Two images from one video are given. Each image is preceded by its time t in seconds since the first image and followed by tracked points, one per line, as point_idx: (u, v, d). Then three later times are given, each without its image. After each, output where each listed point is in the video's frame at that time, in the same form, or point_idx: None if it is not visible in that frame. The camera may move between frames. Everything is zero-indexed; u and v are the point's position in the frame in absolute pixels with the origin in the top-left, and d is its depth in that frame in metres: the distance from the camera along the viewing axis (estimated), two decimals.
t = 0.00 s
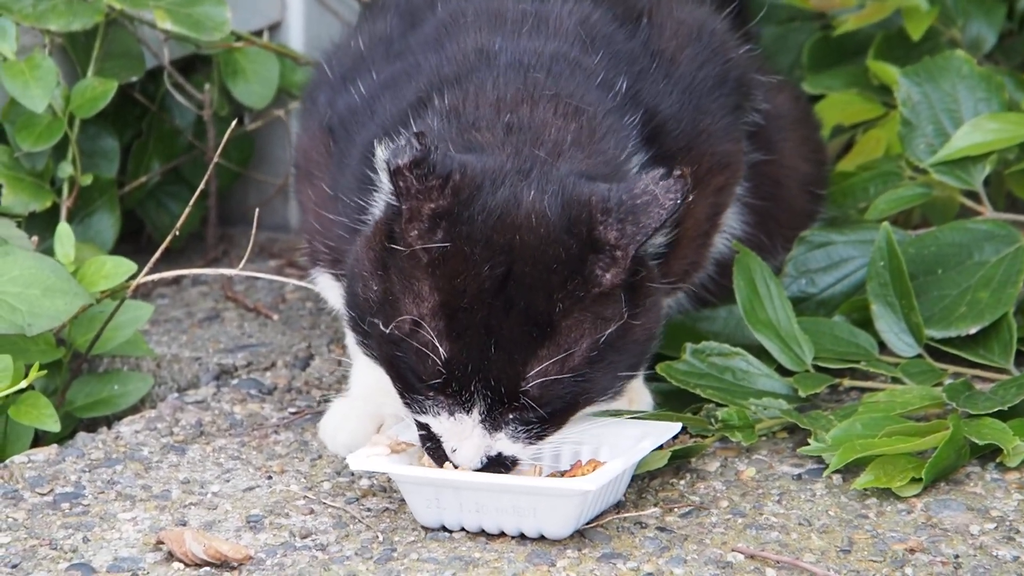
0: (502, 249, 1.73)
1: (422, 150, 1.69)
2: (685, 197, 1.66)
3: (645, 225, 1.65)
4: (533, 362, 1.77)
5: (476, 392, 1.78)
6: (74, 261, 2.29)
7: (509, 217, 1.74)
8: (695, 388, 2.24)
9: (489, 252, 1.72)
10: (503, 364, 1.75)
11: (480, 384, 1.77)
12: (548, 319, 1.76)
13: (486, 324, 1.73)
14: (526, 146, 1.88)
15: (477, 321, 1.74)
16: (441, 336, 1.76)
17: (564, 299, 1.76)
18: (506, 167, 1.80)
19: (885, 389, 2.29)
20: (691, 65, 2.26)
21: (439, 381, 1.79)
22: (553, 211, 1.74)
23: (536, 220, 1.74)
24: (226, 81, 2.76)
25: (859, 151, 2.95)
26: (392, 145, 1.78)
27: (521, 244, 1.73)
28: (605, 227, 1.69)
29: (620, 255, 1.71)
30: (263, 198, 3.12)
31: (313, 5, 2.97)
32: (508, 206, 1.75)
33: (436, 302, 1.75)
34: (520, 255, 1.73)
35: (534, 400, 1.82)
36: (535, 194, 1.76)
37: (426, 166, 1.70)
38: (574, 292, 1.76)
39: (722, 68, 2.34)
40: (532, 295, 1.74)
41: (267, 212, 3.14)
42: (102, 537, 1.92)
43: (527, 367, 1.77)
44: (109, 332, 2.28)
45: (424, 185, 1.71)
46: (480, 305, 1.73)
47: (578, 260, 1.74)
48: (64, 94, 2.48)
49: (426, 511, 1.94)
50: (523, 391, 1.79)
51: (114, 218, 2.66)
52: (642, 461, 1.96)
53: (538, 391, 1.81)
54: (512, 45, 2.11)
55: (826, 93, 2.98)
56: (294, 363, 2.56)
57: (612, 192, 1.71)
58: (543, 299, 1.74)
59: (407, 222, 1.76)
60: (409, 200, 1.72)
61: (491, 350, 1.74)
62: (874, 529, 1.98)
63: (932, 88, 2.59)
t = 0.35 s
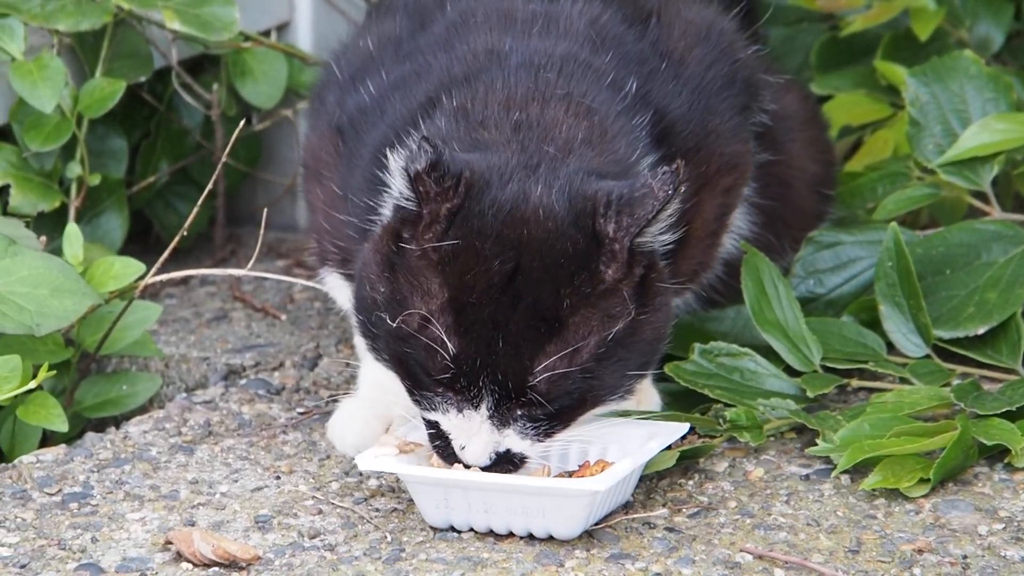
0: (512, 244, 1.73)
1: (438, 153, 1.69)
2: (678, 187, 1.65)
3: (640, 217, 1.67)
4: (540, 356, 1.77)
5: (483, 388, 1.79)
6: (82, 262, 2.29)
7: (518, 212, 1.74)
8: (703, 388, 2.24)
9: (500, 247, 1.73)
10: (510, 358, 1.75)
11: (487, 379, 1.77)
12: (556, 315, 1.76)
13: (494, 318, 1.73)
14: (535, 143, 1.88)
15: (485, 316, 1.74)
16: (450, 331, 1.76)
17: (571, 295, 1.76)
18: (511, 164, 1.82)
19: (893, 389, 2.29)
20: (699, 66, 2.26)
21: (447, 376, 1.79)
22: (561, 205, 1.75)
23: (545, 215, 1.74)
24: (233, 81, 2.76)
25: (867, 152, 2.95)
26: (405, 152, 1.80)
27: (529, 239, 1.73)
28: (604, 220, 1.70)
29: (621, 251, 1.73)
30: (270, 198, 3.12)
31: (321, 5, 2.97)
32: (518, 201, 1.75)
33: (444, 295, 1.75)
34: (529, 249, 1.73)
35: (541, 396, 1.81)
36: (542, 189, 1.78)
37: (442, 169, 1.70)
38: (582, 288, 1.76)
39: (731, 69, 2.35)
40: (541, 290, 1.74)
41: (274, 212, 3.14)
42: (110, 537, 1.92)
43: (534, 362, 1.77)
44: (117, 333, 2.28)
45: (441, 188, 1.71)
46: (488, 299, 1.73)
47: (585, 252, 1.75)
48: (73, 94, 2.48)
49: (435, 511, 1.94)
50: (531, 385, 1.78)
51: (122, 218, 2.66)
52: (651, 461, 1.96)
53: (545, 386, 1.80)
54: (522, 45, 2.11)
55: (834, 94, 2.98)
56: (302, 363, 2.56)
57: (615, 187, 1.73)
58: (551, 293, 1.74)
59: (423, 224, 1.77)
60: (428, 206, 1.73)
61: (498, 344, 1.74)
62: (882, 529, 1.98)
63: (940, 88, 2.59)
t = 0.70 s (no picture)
0: (528, 242, 1.73)
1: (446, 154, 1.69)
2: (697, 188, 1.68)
3: (655, 218, 1.67)
4: (561, 351, 1.77)
5: (505, 382, 1.78)
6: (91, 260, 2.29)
7: (531, 211, 1.74)
8: (712, 386, 2.24)
9: (515, 246, 1.73)
10: (532, 352, 1.75)
11: (510, 374, 1.77)
12: (574, 310, 1.76)
13: (512, 314, 1.73)
14: (539, 150, 1.88)
15: (503, 314, 1.73)
16: (469, 327, 1.75)
17: (589, 291, 1.77)
18: (518, 168, 1.82)
19: (902, 387, 2.29)
20: (707, 64, 2.26)
21: (468, 373, 1.78)
22: (575, 206, 1.76)
23: (559, 215, 1.75)
24: (242, 79, 2.77)
25: (876, 150, 2.95)
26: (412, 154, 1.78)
27: (544, 238, 1.73)
28: (619, 223, 1.71)
29: (637, 252, 1.74)
30: (278, 196, 3.13)
31: (329, 4, 2.97)
32: (529, 202, 1.76)
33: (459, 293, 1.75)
34: (546, 246, 1.73)
35: (565, 391, 1.82)
36: (553, 193, 1.78)
37: (450, 171, 1.69)
38: (598, 286, 1.77)
39: (739, 66, 2.35)
40: (558, 286, 1.74)
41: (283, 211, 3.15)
42: (119, 535, 1.92)
43: (555, 359, 1.77)
44: (126, 330, 2.29)
45: (449, 190, 1.71)
46: (506, 296, 1.73)
47: (601, 254, 1.75)
48: (81, 92, 2.48)
49: (443, 508, 1.94)
50: (553, 381, 1.79)
51: (131, 216, 2.66)
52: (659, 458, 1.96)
53: (566, 381, 1.81)
54: (527, 47, 2.12)
55: (843, 92, 2.99)
56: (311, 361, 2.56)
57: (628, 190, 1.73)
58: (569, 290, 1.75)
59: (434, 227, 1.76)
60: (436, 207, 1.73)
61: (519, 340, 1.74)
62: (890, 526, 1.98)
63: (948, 87, 2.59)
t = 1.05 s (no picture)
0: (508, 244, 1.71)
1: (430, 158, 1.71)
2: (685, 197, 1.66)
3: (641, 225, 1.67)
4: (536, 348, 1.75)
5: (475, 373, 1.77)
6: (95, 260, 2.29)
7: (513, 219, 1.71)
8: (712, 384, 2.24)
9: (495, 247, 1.71)
10: (504, 346, 1.74)
11: (481, 366, 1.76)
12: (552, 310, 1.74)
13: (487, 309, 1.73)
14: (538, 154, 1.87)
15: (477, 310, 1.73)
16: (443, 323, 1.76)
17: (570, 293, 1.74)
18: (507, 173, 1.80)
19: (902, 385, 2.29)
20: (713, 64, 2.26)
21: (439, 365, 1.79)
22: (560, 214, 1.72)
23: (543, 222, 1.71)
24: (243, 76, 2.77)
25: (877, 148, 2.95)
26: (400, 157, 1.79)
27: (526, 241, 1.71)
28: (605, 230, 1.70)
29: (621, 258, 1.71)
30: (279, 193, 3.13)
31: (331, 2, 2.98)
32: (514, 210, 1.72)
33: (434, 289, 1.75)
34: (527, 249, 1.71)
35: (539, 387, 1.79)
36: (542, 203, 1.73)
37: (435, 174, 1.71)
38: (580, 289, 1.74)
39: (741, 64, 2.35)
40: (537, 286, 1.72)
41: (284, 209, 3.15)
42: (120, 532, 1.93)
43: (529, 355, 1.75)
44: (129, 329, 2.29)
45: (433, 193, 1.72)
46: (481, 291, 1.72)
47: (584, 258, 1.72)
48: (82, 89, 2.48)
49: (443, 510, 1.93)
50: (527, 377, 1.77)
51: (132, 213, 2.66)
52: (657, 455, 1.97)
53: (542, 379, 1.78)
54: (538, 51, 2.11)
55: (843, 90, 2.99)
56: (311, 358, 2.56)
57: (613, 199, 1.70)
58: (548, 291, 1.72)
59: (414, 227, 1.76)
60: (420, 208, 1.73)
61: (491, 334, 1.73)
62: (890, 524, 1.98)
63: (949, 85, 2.60)
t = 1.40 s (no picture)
0: (490, 249, 1.72)
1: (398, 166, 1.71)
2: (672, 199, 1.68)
3: (629, 226, 1.68)
4: (528, 351, 1.75)
5: (471, 378, 1.76)
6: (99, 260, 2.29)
7: (493, 219, 1.74)
8: (717, 383, 2.24)
9: (477, 252, 1.72)
10: (498, 350, 1.73)
11: (476, 371, 1.75)
12: (541, 311, 1.74)
13: (477, 315, 1.72)
14: (515, 166, 1.87)
15: (466, 318, 1.73)
16: (433, 331, 1.75)
17: (556, 295, 1.74)
18: (489, 180, 1.82)
19: (906, 385, 2.29)
20: (712, 64, 2.26)
21: (435, 373, 1.78)
22: (545, 216, 1.74)
23: (525, 223, 1.74)
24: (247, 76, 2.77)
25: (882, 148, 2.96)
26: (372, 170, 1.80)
27: (508, 245, 1.72)
28: (592, 231, 1.70)
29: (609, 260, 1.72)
30: (283, 193, 3.13)
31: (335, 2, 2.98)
32: (495, 211, 1.75)
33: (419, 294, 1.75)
34: (510, 253, 1.72)
35: (535, 389, 1.79)
36: (522, 202, 1.77)
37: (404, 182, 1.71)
38: (565, 290, 1.74)
39: (746, 63, 2.35)
40: (524, 288, 1.72)
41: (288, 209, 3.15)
42: (124, 531, 1.93)
43: (523, 355, 1.75)
44: (133, 329, 2.29)
45: (405, 202, 1.71)
46: (469, 298, 1.72)
47: (570, 259, 1.73)
48: (87, 88, 2.48)
49: (452, 524, 1.87)
50: (521, 378, 1.76)
51: (137, 213, 2.66)
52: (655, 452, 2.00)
53: (535, 380, 1.78)
54: (531, 55, 2.11)
55: (848, 90, 2.99)
56: (316, 357, 2.56)
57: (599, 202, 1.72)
58: (535, 292, 1.73)
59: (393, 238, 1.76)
60: (394, 220, 1.73)
61: (485, 340, 1.73)
62: (894, 524, 1.98)
63: (953, 85, 2.60)
